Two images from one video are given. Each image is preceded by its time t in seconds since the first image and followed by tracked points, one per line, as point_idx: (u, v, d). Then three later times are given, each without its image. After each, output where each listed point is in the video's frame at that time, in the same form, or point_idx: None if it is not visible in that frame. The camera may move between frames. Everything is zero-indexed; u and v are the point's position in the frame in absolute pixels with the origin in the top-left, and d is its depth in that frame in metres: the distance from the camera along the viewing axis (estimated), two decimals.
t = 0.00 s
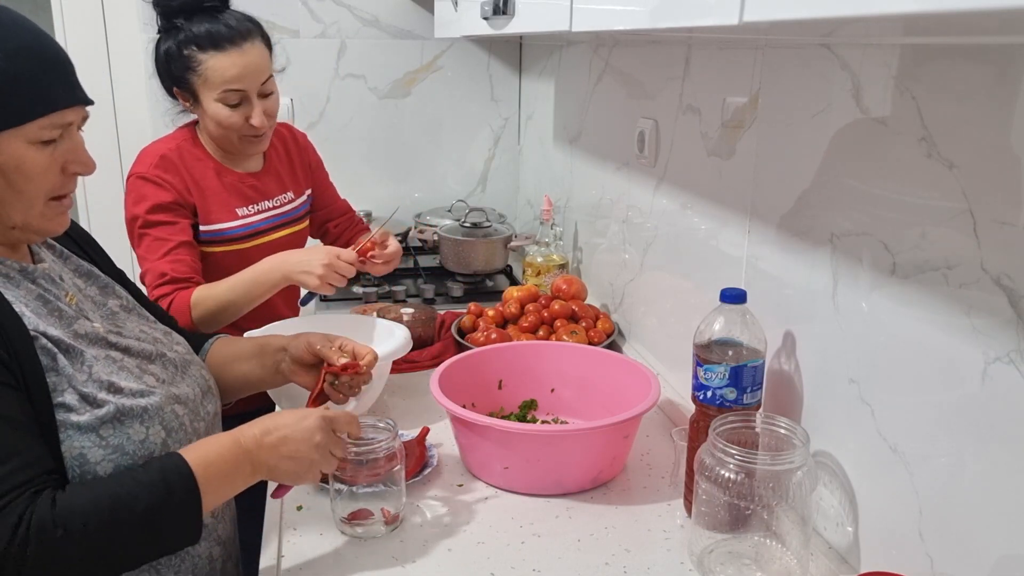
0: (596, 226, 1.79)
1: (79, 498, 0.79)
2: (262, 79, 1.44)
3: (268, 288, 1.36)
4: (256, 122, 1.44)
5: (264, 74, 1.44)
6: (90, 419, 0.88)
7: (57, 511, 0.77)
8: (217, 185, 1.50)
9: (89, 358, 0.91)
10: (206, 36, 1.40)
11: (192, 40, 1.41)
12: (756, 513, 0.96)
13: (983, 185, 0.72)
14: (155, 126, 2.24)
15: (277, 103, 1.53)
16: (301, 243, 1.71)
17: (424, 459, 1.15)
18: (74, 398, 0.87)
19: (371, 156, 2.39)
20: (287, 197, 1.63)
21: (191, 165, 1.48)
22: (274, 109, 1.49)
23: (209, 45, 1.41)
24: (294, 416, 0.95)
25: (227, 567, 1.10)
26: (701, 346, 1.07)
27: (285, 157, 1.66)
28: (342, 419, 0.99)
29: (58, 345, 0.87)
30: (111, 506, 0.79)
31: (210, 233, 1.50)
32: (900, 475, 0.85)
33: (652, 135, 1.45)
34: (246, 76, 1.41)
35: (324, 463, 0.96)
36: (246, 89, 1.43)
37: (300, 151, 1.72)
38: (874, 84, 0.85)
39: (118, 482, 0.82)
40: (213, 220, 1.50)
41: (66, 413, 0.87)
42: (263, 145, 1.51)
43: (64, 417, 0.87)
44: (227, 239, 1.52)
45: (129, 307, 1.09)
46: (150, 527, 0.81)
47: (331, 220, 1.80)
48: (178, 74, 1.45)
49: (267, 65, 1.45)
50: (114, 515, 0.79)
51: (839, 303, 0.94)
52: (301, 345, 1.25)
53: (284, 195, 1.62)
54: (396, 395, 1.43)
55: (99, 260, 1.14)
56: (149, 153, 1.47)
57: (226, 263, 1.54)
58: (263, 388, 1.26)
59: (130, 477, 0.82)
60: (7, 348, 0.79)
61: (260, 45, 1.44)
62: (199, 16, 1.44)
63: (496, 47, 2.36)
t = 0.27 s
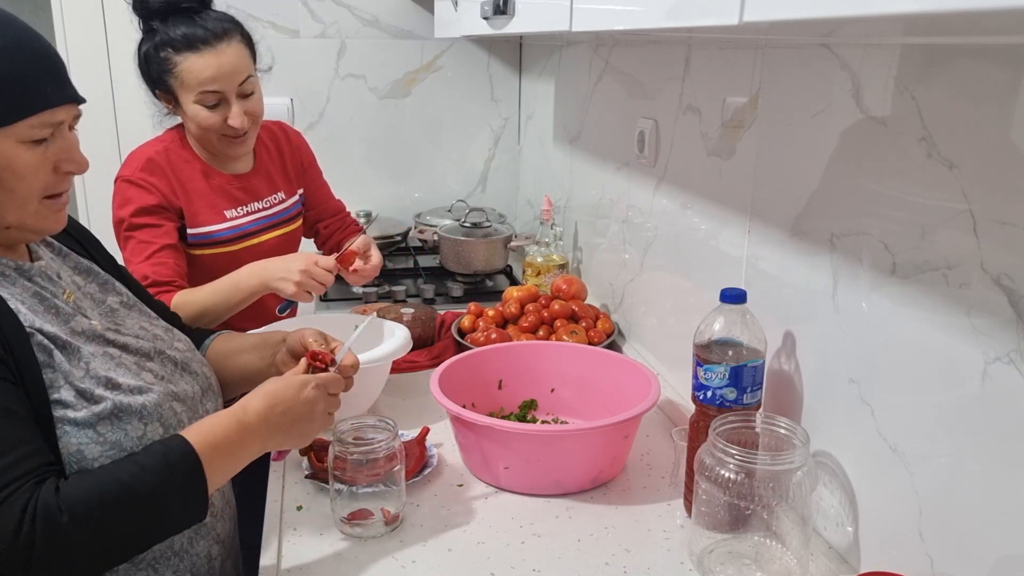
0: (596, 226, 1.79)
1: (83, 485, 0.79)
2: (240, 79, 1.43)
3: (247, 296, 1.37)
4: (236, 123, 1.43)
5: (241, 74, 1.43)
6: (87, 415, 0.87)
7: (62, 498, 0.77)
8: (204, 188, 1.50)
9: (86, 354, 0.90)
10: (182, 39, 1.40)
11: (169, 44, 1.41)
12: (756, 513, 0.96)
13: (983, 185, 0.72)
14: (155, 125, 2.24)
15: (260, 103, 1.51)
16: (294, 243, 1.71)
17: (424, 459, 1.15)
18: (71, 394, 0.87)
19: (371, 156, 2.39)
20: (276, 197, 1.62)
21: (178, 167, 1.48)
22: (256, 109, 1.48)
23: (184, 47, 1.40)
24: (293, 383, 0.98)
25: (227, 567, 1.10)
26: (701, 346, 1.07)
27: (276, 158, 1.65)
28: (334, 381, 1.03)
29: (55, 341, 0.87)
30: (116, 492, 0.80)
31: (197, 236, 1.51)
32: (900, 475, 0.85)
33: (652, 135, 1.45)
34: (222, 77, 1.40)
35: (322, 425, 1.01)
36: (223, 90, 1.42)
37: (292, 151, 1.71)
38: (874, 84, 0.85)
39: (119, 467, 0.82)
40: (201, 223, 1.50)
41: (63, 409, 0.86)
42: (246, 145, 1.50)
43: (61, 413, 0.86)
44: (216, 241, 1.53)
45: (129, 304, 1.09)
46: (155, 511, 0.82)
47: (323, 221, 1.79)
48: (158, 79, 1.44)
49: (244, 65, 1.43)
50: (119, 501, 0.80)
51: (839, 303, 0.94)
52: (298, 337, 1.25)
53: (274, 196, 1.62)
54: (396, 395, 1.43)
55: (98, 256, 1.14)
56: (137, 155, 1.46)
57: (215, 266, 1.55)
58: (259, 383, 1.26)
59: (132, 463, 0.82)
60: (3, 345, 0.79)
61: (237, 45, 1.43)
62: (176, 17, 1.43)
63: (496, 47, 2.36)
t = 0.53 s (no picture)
0: (596, 226, 1.79)
1: (88, 481, 0.79)
2: (230, 77, 1.42)
3: (236, 292, 1.37)
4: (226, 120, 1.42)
5: (231, 71, 1.42)
6: (84, 415, 0.87)
7: (68, 493, 0.77)
8: (199, 187, 1.50)
9: (84, 354, 0.90)
10: (172, 36, 1.40)
11: (159, 43, 1.41)
12: (756, 513, 0.96)
13: (983, 185, 0.72)
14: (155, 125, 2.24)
15: (252, 101, 1.51)
16: (289, 242, 1.71)
17: (424, 459, 1.15)
18: (68, 394, 0.87)
19: (371, 156, 2.39)
20: (271, 196, 1.63)
21: (173, 167, 1.48)
22: (246, 106, 1.47)
23: (173, 46, 1.40)
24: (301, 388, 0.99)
25: (226, 567, 1.10)
26: (701, 346, 1.07)
27: (271, 156, 1.66)
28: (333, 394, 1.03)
29: (52, 340, 0.87)
30: (121, 487, 0.80)
31: (191, 236, 1.51)
32: (900, 475, 0.85)
33: (652, 135, 1.45)
34: (211, 74, 1.40)
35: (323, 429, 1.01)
36: (213, 87, 1.41)
37: (287, 149, 1.71)
38: (874, 84, 0.85)
39: (123, 462, 0.82)
40: (195, 222, 1.50)
41: (60, 409, 0.86)
42: (238, 144, 1.50)
43: (58, 413, 0.86)
44: (210, 241, 1.53)
45: (129, 302, 1.09)
46: (159, 507, 0.82)
47: (319, 218, 1.79)
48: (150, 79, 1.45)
49: (234, 63, 1.43)
50: (125, 496, 0.80)
51: (839, 303, 0.94)
52: (304, 339, 1.26)
53: (268, 194, 1.62)
54: (396, 395, 1.43)
55: (97, 254, 1.14)
56: (131, 154, 1.46)
57: (210, 265, 1.55)
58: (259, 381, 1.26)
59: (135, 458, 0.82)
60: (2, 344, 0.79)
61: (227, 42, 1.42)
62: (165, 16, 1.43)
63: (496, 48, 2.36)
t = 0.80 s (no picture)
0: (596, 226, 1.79)
1: (94, 483, 0.79)
2: (222, 65, 1.43)
3: (233, 288, 1.37)
4: (217, 108, 1.43)
5: (222, 60, 1.43)
6: (84, 415, 0.87)
7: (74, 494, 0.77)
8: (199, 188, 1.50)
9: (84, 354, 0.90)
10: (164, 27, 1.42)
11: (152, 34, 1.42)
12: (756, 513, 0.96)
13: (983, 185, 0.72)
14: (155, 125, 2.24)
15: (248, 93, 1.51)
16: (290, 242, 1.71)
17: (424, 459, 1.15)
18: (68, 394, 0.87)
19: (371, 156, 2.39)
20: (271, 196, 1.62)
21: (174, 167, 1.48)
22: (240, 96, 1.47)
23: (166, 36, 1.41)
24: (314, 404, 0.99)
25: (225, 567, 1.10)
26: (701, 346, 1.07)
27: (271, 156, 1.66)
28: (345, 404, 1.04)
29: (52, 340, 0.87)
30: (127, 490, 0.80)
31: (193, 237, 1.51)
32: (900, 475, 0.85)
33: (652, 135, 1.45)
34: (203, 60, 1.41)
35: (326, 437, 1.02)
36: (204, 75, 1.42)
37: (287, 148, 1.71)
38: (874, 84, 0.85)
39: (127, 465, 0.82)
40: (197, 223, 1.50)
41: (60, 409, 0.86)
42: (237, 136, 1.49)
43: (58, 413, 0.86)
44: (211, 241, 1.53)
45: (128, 302, 1.09)
46: (164, 508, 0.82)
47: (319, 216, 1.79)
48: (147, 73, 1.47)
49: (226, 49, 1.44)
50: (132, 498, 0.80)
51: (839, 303, 0.94)
52: (306, 351, 1.24)
53: (268, 194, 1.62)
54: (396, 395, 1.43)
55: (96, 255, 1.14)
56: (132, 155, 1.46)
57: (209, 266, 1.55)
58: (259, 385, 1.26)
59: (140, 460, 0.82)
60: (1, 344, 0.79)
61: (220, 31, 1.44)
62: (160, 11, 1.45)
63: (496, 48, 2.36)
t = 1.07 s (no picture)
0: (596, 226, 1.79)
1: (86, 484, 0.79)
2: (203, 50, 1.44)
3: (231, 284, 1.36)
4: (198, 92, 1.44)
5: (204, 45, 1.44)
6: (82, 416, 0.87)
7: (68, 496, 0.77)
8: (203, 188, 1.50)
9: (82, 355, 0.90)
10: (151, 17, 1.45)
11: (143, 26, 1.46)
12: (756, 513, 0.96)
13: (983, 185, 0.72)
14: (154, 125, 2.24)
15: (239, 83, 1.50)
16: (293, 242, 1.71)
17: (424, 459, 1.15)
18: (66, 395, 0.87)
19: (371, 155, 2.39)
20: (274, 196, 1.63)
21: (177, 167, 1.48)
22: (225, 82, 1.47)
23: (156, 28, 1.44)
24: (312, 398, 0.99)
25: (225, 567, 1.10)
26: (701, 346, 1.07)
27: (274, 156, 1.66)
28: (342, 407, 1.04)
29: (49, 341, 0.87)
30: (120, 490, 0.80)
31: (196, 237, 1.50)
32: (900, 475, 0.85)
33: (652, 135, 1.45)
34: (187, 46, 1.43)
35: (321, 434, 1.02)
36: (185, 60, 1.44)
37: (290, 148, 1.71)
38: (874, 84, 0.85)
39: (121, 464, 0.82)
40: (200, 223, 1.50)
41: (58, 410, 0.86)
42: (228, 122, 1.48)
43: (56, 414, 0.86)
44: (214, 242, 1.52)
45: (125, 302, 1.09)
46: (158, 510, 0.82)
47: (322, 217, 1.79)
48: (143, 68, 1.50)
49: (211, 36, 1.46)
50: (124, 498, 0.80)
51: (839, 303, 0.94)
52: (297, 345, 1.26)
53: (271, 195, 1.62)
54: (396, 395, 1.43)
55: (94, 256, 1.13)
56: (136, 154, 1.46)
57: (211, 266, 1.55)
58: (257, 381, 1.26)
59: (132, 460, 0.82)
60: None
61: (203, 19, 1.46)
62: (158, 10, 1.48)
63: (496, 48, 2.36)
